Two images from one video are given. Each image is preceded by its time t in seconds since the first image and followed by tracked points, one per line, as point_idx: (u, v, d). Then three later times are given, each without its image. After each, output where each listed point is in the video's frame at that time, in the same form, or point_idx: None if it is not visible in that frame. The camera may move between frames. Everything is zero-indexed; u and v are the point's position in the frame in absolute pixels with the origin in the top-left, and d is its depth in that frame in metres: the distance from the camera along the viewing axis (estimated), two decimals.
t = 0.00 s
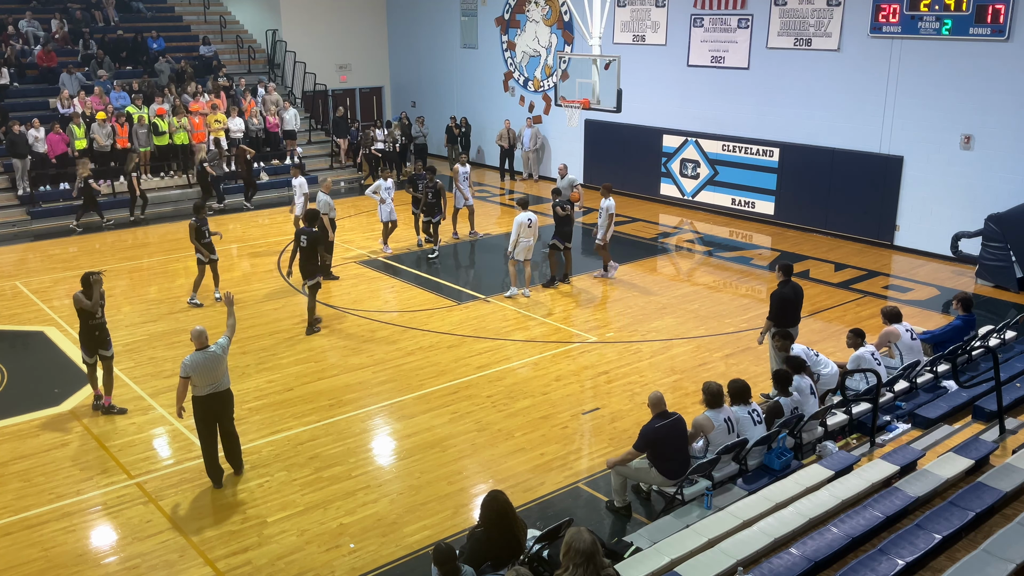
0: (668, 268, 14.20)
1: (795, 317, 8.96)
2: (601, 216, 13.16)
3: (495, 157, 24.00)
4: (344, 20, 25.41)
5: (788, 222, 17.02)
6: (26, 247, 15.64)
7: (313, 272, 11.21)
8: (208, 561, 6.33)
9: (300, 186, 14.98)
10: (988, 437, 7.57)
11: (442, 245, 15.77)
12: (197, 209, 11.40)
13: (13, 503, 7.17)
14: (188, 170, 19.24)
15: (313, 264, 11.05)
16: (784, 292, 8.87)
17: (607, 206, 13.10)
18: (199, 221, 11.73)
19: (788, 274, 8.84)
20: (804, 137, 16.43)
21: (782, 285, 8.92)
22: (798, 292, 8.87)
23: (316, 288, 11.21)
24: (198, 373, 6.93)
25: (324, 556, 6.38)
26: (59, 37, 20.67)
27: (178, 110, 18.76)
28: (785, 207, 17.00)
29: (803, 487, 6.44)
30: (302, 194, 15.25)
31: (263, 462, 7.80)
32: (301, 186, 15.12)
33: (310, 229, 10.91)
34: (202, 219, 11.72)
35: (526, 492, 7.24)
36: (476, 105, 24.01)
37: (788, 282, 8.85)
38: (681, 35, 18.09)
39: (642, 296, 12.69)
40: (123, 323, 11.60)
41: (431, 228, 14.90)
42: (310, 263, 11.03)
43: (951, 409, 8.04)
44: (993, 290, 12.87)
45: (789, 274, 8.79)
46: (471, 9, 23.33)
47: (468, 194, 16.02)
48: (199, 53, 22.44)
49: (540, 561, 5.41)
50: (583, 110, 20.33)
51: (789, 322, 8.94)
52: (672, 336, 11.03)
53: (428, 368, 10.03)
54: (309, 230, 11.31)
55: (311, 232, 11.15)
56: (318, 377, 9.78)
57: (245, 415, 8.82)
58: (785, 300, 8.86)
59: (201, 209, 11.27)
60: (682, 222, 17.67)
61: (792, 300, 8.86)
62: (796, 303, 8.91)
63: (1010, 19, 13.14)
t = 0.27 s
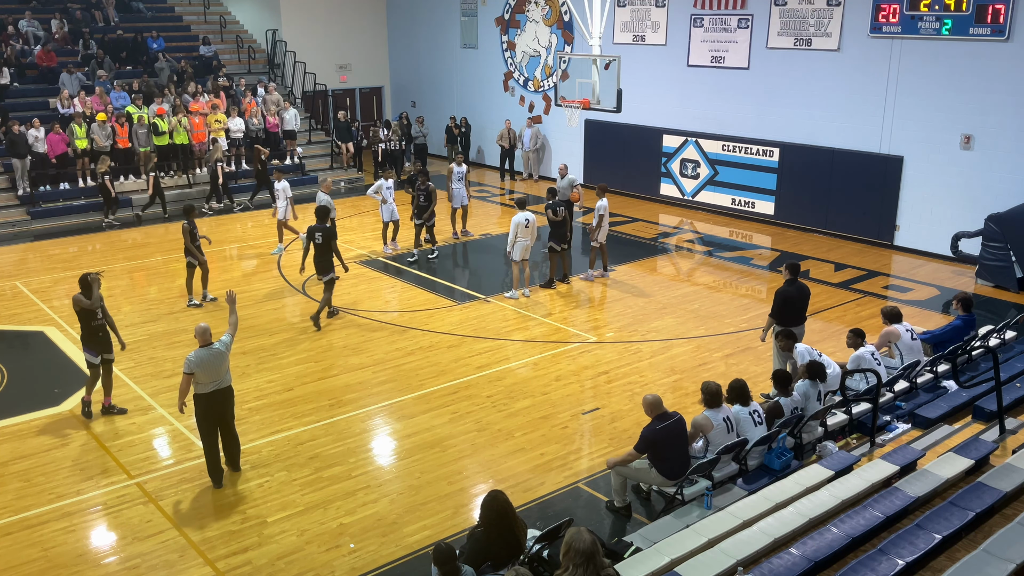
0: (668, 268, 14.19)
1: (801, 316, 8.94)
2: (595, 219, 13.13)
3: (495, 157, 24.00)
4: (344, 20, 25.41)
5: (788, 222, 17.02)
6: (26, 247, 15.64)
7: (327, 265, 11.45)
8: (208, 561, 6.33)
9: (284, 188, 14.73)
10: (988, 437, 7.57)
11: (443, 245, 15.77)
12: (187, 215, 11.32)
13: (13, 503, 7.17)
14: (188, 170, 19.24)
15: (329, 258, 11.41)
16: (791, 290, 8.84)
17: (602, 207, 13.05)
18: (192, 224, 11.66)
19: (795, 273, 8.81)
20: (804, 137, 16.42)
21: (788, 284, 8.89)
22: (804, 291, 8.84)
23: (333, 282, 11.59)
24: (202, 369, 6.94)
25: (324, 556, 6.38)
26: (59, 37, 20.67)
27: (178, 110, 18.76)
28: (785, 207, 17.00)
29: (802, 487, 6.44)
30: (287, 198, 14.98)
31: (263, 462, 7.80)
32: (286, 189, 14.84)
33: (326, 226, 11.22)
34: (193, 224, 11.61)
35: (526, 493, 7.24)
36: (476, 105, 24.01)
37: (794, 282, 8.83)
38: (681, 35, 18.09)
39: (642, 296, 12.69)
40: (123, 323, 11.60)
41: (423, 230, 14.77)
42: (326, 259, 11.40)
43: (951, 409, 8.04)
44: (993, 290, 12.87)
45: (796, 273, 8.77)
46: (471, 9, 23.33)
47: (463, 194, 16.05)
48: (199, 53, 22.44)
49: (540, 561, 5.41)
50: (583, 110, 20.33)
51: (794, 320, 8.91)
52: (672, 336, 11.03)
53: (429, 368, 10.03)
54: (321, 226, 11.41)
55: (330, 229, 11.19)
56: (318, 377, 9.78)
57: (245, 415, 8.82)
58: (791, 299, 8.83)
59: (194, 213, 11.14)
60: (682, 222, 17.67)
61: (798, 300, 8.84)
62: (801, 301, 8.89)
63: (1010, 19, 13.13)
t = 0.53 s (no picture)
0: (668, 268, 14.20)
1: (809, 314, 9.02)
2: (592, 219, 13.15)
3: (495, 157, 24.00)
4: (344, 19, 25.41)
5: (788, 222, 17.02)
6: (26, 247, 15.64)
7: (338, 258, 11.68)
8: (208, 561, 6.33)
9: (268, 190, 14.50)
10: (988, 437, 7.57)
11: (443, 245, 15.77)
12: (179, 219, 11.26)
13: (13, 503, 7.17)
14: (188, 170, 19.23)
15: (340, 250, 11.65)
16: (800, 287, 8.91)
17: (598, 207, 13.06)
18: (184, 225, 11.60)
19: (802, 271, 8.89)
20: (804, 137, 16.42)
21: (796, 282, 8.96)
22: (811, 288, 8.89)
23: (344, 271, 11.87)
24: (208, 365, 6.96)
25: (324, 556, 6.38)
26: (59, 37, 20.66)
27: (178, 111, 18.77)
28: (785, 207, 17.00)
29: (802, 487, 6.44)
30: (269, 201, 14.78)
31: (263, 462, 7.80)
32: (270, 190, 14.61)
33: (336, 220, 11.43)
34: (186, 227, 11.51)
35: (526, 493, 7.24)
36: (476, 105, 24.01)
37: (802, 280, 8.90)
38: (681, 34, 18.09)
39: (642, 296, 12.69)
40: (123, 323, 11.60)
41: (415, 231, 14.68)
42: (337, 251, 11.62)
43: (951, 409, 8.04)
44: (993, 290, 12.87)
45: (803, 271, 8.84)
46: (471, 9, 23.33)
47: (462, 194, 16.03)
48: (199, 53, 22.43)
49: (540, 562, 5.42)
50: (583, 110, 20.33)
51: (801, 317, 8.99)
52: (672, 336, 11.03)
53: (429, 368, 10.03)
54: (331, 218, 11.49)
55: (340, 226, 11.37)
56: (318, 377, 9.78)
57: (245, 415, 8.82)
58: (797, 296, 8.89)
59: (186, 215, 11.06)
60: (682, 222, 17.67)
61: (805, 298, 8.91)
62: (809, 299, 8.94)
63: (1011, 19, 13.13)
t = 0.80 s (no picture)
0: (668, 268, 14.20)
1: (816, 313, 9.01)
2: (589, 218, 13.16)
3: (495, 157, 24.00)
4: (344, 19, 25.40)
5: (788, 222, 17.03)
6: (26, 247, 15.64)
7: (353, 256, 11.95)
8: (208, 561, 6.33)
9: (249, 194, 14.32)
10: (988, 437, 7.57)
11: (444, 245, 15.76)
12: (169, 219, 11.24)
13: (13, 502, 7.17)
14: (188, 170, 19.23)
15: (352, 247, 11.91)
16: (805, 285, 8.90)
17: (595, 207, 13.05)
18: (174, 224, 11.59)
19: (807, 269, 8.88)
20: (804, 137, 16.42)
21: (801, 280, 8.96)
22: (815, 286, 8.89)
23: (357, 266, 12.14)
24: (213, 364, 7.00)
25: (324, 556, 6.38)
26: (59, 37, 20.66)
27: (178, 111, 18.79)
28: (785, 207, 17.00)
29: (803, 487, 6.44)
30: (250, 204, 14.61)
31: (264, 462, 7.80)
32: (249, 193, 14.48)
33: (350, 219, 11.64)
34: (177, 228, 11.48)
35: (526, 492, 7.24)
36: (476, 105, 24.02)
37: (807, 278, 8.90)
38: (681, 34, 18.09)
39: (642, 297, 12.69)
40: (123, 323, 11.60)
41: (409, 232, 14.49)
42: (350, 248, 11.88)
43: (951, 409, 8.04)
44: (993, 290, 12.87)
45: (808, 269, 8.83)
46: (471, 9, 23.34)
47: (462, 194, 16.02)
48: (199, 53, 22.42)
49: (540, 561, 5.42)
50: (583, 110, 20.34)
51: (805, 315, 8.99)
52: (672, 336, 11.03)
53: (429, 368, 10.03)
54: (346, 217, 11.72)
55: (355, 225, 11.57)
56: (318, 377, 9.78)
57: (245, 414, 8.82)
58: (801, 294, 8.89)
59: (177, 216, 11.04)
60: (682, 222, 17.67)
61: (811, 295, 8.92)
62: (816, 297, 8.95)
63: (1010, 19, 13.13)
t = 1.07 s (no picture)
0: (668, 268, 14.20)
1: (818, 310, 9.01)
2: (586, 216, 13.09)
3: (495, 157, 24.01)
4: (344, 19, 25.40)
5: (788, 222, 17.03)
6: (26, 247, 15.64)
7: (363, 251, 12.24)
8: (208, 561, 6.33)
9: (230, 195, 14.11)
10: (988, 437, 7.57)
11: (444, 245, 15.76)
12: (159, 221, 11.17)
13: (13, 502, 7.17)
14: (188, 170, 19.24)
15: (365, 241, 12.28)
16: (805, 284, 8.90)
17: (592, 206, 12.95)
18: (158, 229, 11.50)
19: (808, 266, 8.87)
20: (804, 137, 16.42)
21: (802, 278, 8.96)
22: (815, 284, 8.87)
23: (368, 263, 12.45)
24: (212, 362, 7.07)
25: (324, 556, 6.38)
26: (59, 37, 20.66)
27: (178, 111, 18.80)
28: (785, 207, 17.00)
29: (803, 487, 6.44)
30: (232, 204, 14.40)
31: (264, 462, 7.80)
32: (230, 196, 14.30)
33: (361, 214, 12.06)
34: (166, 228, 11.46)
35: (526, 492, 7.24)
36: (476, 105, 24.02)
37: (808, 275, 8.89)
38: (681, 34, 18.09)
39: (642, 297, 12.69)
40: (123, 323, 11.61)
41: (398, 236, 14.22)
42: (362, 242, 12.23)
43: (951, 409, 8.04)
44: (993, 290, 12.87)
45: (810, 267, 8.82)
46: (471, 9, 23.34)
47: (464, 194, 16.01)
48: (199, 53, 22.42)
49: (540, 561, 5.41)
50: (583, 110, 20.34)
51: (808, 313, 8.98)
52: (672, 336, 11.04)
53: (429, 368, 10.03)
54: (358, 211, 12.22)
55: (367, 216, 11.73)
56: (318, 377, 9.78)
57: (245, 415, 8.82)
58: (800, 293, 8.90)
59: (164, 220, 10.95)
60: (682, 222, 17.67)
61: (813, 293, 8.90)
62: (818, 295, 8.94)
63: (1011, 19, 13.13)
